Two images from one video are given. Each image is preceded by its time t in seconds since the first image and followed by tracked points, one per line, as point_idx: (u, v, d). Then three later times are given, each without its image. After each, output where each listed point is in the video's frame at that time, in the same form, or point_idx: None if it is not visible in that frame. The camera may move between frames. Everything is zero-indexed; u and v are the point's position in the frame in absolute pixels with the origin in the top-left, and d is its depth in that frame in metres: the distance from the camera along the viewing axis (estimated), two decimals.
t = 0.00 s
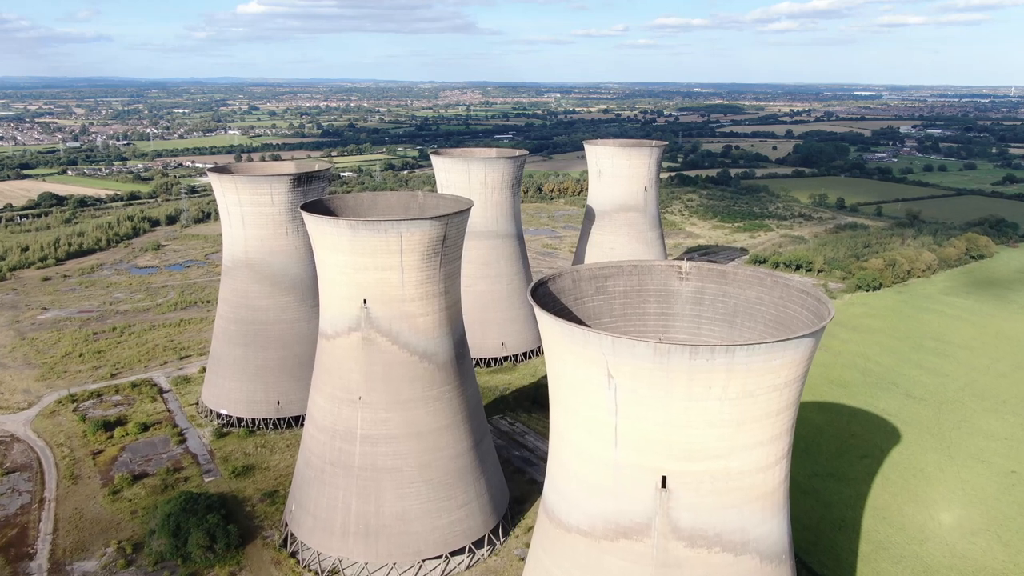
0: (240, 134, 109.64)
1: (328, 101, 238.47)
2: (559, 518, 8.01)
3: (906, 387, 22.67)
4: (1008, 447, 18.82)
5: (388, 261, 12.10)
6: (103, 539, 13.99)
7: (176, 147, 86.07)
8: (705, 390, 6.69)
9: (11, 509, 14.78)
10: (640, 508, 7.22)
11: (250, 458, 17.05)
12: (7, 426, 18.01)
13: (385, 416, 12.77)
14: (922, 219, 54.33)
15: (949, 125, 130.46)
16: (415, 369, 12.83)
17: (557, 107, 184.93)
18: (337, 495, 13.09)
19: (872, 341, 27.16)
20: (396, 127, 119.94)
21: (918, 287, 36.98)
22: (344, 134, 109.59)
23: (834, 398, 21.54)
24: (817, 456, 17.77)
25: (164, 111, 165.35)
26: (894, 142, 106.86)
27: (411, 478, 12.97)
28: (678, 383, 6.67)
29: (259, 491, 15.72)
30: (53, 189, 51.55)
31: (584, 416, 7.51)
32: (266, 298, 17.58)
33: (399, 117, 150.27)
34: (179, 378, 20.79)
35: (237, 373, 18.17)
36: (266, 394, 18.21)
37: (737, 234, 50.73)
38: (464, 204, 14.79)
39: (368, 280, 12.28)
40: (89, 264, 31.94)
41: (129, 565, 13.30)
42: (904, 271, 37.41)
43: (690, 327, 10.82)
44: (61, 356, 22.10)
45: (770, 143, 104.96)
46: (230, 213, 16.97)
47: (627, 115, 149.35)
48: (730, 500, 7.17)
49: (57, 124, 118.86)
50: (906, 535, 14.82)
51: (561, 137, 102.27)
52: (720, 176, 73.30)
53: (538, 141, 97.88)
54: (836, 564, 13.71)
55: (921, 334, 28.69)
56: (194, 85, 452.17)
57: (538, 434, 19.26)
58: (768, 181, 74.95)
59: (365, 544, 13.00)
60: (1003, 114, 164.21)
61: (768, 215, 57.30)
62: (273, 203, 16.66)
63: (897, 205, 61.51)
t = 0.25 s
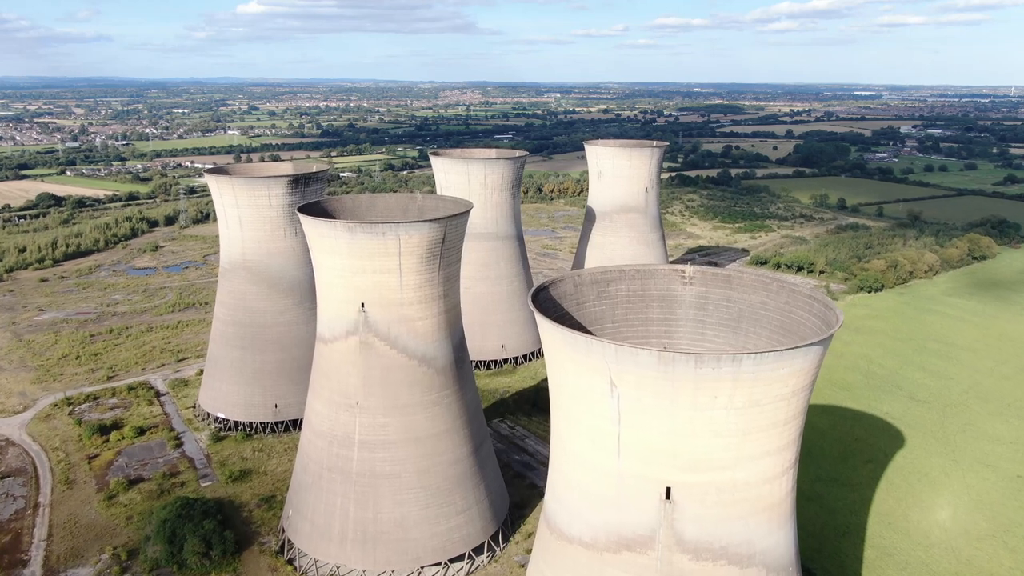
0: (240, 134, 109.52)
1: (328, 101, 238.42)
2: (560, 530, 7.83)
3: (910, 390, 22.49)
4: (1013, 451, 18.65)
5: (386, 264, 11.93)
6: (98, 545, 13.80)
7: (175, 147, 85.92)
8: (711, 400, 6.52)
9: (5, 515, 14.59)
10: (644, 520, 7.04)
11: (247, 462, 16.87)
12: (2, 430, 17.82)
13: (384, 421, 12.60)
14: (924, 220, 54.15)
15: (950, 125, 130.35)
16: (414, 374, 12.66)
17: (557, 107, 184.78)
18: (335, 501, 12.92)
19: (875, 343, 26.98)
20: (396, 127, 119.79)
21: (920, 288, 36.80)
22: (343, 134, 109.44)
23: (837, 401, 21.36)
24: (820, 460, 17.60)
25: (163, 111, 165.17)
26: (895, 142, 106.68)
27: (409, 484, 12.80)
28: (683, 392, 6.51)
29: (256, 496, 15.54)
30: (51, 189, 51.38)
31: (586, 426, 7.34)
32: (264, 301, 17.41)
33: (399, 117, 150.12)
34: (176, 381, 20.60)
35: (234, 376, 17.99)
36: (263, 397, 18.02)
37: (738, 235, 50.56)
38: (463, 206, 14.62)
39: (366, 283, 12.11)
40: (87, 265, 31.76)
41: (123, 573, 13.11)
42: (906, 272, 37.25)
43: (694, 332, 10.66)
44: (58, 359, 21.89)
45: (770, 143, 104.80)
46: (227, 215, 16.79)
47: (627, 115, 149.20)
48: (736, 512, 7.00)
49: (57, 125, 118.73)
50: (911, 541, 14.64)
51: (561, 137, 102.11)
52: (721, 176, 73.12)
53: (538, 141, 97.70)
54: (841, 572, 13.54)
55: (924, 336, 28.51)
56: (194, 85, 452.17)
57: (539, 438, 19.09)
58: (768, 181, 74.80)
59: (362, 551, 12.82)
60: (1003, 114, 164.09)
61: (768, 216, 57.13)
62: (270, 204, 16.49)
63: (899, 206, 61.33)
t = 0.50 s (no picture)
0: (239, 134, 109.41)
1: (328, 101, 238.40)
2: (562, 540, 7.69)
3: (913, 392, 22.34)
4: (1018, 454, 18.49)
5: (384, 267, 11.78)
6: (93, 550, 13.64)
7: (175, 147, 85.78)
8: (717, 408, 6.39)
9: None
10: (648, 531, 6.90)
11: (244, 466, 16.71)
12: None
13: (382, 425, 12.46)
14: (925, 220, 54.02)
15: (950, 125, 130.25)
16: (413, 378, 12.52)
17: (557, 107, 184.62)
18: (333, 507, 12.77)
19: (877, 345, 26.83)
20: (396, 128, 119.66)
21: (922, 289, 36.66)
22: (343, 134, 109.30)
23: (840, 404, 21.21)
24: (823, 464, 17.45)
25: (163, 111, 164.96)
26: (896, 142, 106.56)
27: (408, 490, 12.65)
28: (688, 400, 6.37)
29: (254, 501, 15.38)
30: (50, 190, 51.26)
31: (588, 434, 7.21)
32: (261, 303, 17.25)
33: (399, 117, 150.03)
34: (173, 383, 20.44)
35: (231, 379, 17.83)
36: (261, 400, 17.87)
37: (739, 235, 50.43)
38: (462, 208, 14.46)
39: (364, 286, 11.96)
40: (85, 266, 31.61)
41: None
42: (908, 273, 37.12)
43: (697, 337, 10.53)
44: (54, 361, 21.72)
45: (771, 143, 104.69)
46: (224, 217, 16.63)
47: (627, 115, 149.07)
48: (742, 522, 6.86)
49: (56, 125, 118.64)
50: (916, 546, 14.48)
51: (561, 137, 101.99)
52: (721, 177, 72.97)
53: (538, 141, 97.56)
54: None
55: (926, 337, 28.36)
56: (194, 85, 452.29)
57: (539, 442, 18.94)
58: (769, 181, 74.67)
59: (361, 557, 12.67)
60: (1003, 113, 164.06)
61: (769, 216, 57.01)
62: (268, 206, 16.32)
63: (900, 206, 61.18)
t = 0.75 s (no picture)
0: (239, 134, 109.25)
1: (328, 101, 238.45)
2: (563, 552, 7.55)
3: (916, 395, 22.17)
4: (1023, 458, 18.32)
5: (382, 270, 11.63)
6: (88, 557, 13.46)
7: (174, 147, 85.59)
8: (723, 419, 6.25)
9: None
10: (651, 543, 6.77)
11: (241, 470, 16.55)
12: None
13: (380, 431, 12.31)
14: (926, 221, 53.85)
15: (951, 125, 130.08)
16: (411, 383, 12.38)
17: (557, 107, 184.41)
18: (330, 513, 12.61)
19: (880, 347, 26.68)
20: (395, 128, 119.51)
21: (924, 291, 36.51)
22: (343, 134, 109.13)
23: (843, 407, 21.04)
24: (826, 468, 17.29)
25: (162, 111, 164.75)
26: (896, 142, 106.39)
27: (406, 495, 12.48)
28: (692, 411, 6.25)
29: (250, 506, 15.21)
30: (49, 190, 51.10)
31: (590, 444, 7.08)
32: (259, 305, 17.08)
33: (399, 117, 149.86)
34: (171, 386, 20.26)
35: (228, 382, 17.67)
36: (258, 404, 17.70)
37: (740, 236, 50.27)
38: (462, 210, 14.30)
39: (361, 289, 11.82)
40: (83, 267, 31.43)
41: None
42: (910, 274, 36.98)
43: (701, 343, 10.40)
44: (51, 364, 21.52)
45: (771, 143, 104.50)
46: (221, 218, 16.44)
47: (627, 115, 148.90)
48: (749, 535, 6.72)
49: (55, 125, 118.51)
50: (921, 552, 14.31)
51: (561, 138, 101.84)
52: (722, 177, 72.81)
53: (538, 142, 97.38)
54: None
55: (929, 339, 28.21)
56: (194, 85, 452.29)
57: (539, 445, 18.77)
58: (770, 182, 74.46)
59: (359, 564, 12.50)
60: (1003, 113, 163.93)
61: (770, 217, 56.87)
62: (265, 207, 16.15)
63: (901, 207, 61.00)
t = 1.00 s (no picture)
0: (239, 134, 109.07)
1: (328, 101, 238.40)
2: (566, 562, 7.48)
3: (920, 397, 22.03)
4: None
5: (380, 273, 11.50)
6: (83, 562, 13.30)
7: (173, 147, 85.38)
8: (729, 428, 6.19)
9: None
10: (655, 554, 6.71)
11: (239, 474, 16.40)
12: None
13: (379, 435, 12.19)
14: (928, 221, 53.76)
15: (952, 125, 129.97)
16: (410, 387, 12.26)
17: (557, 107, 184.20)
18: (328, 518, 12.49)
19: (882, 349, 26.54)
20: (395, 128, 119.37)
21: (926, 292, 36.38)
22: (342, 134, 108.95)
23: (845, 410, 20.90)
24: (829, 472, 17.15)
25: (162, 111, 164.57)
26: (897, 142, 106.28)
27: (405, 501, 12.37)
28: (697, 420, 6.18)
29: (248, 511, 15.06)
30: (47, 191, 50.94)
31: (593, 452, 7.01)
32: (257, 308, 16.93)
33: (398, 117, 149.72)
34: (168, 388, 20.09)
35: (226, 385, 17.51)
36: (256, 407, 17.55)
37: (741, 236, 50.14)
38: (461, 211, 14.16)
39: (359, 292, 11.69)
40: (81, 268, 31.28)
41: None
42: (911, 275, 36.86)
43: (704, 348, 10.35)
44: (48, 365, 21.32)
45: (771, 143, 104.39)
46: (218, 219, 16.29)
47: (627, 115, 148.72)
48: (754, 546, 6.67)
49: (54, 125, 118.36)
50: (926, 557, 14.16)
51: (561, 138, 101.70)
52: (722, 177, 72.65)
53: (538, 142, 97.25)
54: None
55: (931, 341, 28.06)
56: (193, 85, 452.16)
57: (540, 449, 18.63)
58: (770, 182, 74.33)
59: (357, 571, 12.38)
60: (1004, 113, 163.80)
61: (771, 217, 56.77)
62: (263, 208, 16.00)
63: (902, 207, 60.88)
